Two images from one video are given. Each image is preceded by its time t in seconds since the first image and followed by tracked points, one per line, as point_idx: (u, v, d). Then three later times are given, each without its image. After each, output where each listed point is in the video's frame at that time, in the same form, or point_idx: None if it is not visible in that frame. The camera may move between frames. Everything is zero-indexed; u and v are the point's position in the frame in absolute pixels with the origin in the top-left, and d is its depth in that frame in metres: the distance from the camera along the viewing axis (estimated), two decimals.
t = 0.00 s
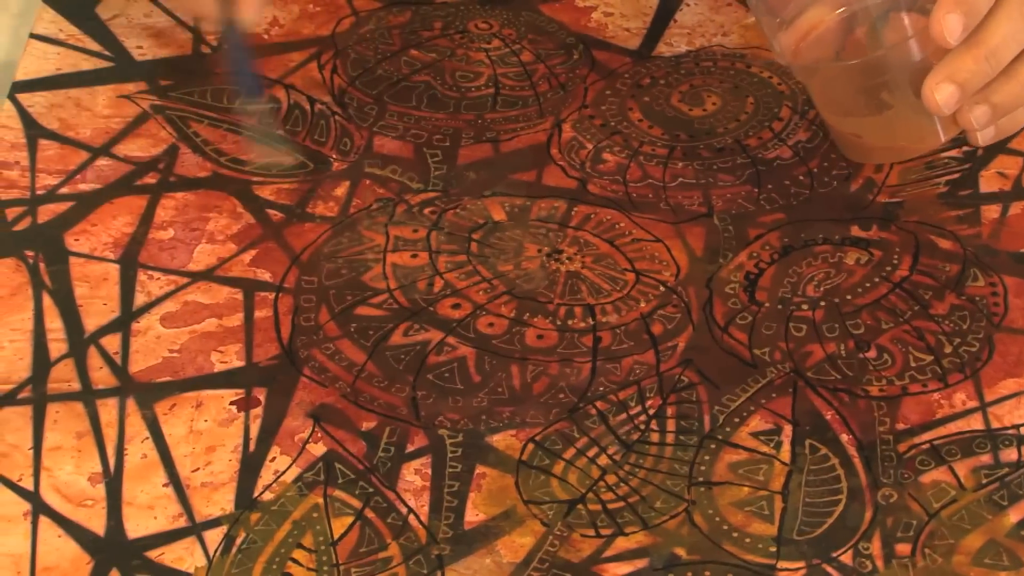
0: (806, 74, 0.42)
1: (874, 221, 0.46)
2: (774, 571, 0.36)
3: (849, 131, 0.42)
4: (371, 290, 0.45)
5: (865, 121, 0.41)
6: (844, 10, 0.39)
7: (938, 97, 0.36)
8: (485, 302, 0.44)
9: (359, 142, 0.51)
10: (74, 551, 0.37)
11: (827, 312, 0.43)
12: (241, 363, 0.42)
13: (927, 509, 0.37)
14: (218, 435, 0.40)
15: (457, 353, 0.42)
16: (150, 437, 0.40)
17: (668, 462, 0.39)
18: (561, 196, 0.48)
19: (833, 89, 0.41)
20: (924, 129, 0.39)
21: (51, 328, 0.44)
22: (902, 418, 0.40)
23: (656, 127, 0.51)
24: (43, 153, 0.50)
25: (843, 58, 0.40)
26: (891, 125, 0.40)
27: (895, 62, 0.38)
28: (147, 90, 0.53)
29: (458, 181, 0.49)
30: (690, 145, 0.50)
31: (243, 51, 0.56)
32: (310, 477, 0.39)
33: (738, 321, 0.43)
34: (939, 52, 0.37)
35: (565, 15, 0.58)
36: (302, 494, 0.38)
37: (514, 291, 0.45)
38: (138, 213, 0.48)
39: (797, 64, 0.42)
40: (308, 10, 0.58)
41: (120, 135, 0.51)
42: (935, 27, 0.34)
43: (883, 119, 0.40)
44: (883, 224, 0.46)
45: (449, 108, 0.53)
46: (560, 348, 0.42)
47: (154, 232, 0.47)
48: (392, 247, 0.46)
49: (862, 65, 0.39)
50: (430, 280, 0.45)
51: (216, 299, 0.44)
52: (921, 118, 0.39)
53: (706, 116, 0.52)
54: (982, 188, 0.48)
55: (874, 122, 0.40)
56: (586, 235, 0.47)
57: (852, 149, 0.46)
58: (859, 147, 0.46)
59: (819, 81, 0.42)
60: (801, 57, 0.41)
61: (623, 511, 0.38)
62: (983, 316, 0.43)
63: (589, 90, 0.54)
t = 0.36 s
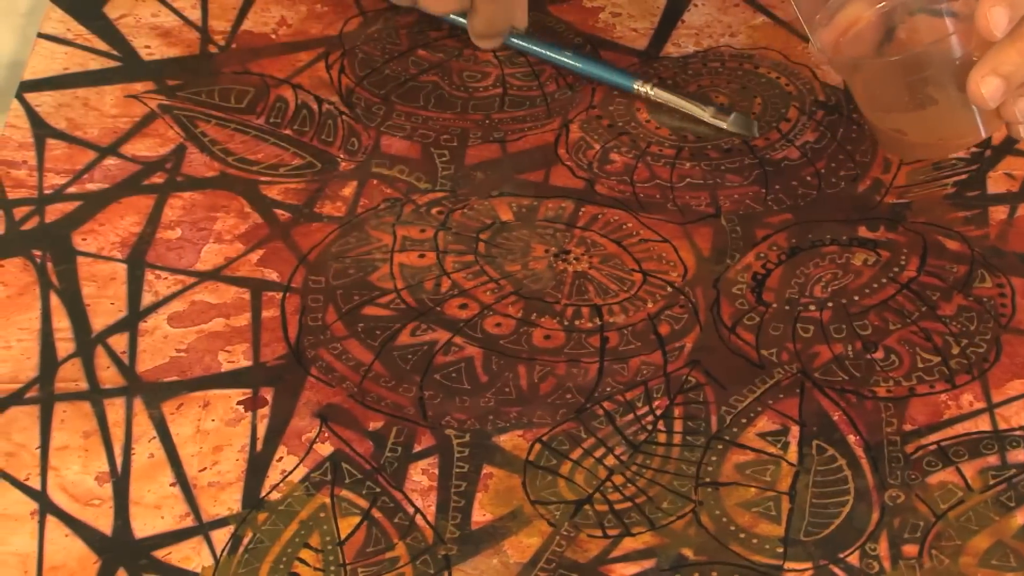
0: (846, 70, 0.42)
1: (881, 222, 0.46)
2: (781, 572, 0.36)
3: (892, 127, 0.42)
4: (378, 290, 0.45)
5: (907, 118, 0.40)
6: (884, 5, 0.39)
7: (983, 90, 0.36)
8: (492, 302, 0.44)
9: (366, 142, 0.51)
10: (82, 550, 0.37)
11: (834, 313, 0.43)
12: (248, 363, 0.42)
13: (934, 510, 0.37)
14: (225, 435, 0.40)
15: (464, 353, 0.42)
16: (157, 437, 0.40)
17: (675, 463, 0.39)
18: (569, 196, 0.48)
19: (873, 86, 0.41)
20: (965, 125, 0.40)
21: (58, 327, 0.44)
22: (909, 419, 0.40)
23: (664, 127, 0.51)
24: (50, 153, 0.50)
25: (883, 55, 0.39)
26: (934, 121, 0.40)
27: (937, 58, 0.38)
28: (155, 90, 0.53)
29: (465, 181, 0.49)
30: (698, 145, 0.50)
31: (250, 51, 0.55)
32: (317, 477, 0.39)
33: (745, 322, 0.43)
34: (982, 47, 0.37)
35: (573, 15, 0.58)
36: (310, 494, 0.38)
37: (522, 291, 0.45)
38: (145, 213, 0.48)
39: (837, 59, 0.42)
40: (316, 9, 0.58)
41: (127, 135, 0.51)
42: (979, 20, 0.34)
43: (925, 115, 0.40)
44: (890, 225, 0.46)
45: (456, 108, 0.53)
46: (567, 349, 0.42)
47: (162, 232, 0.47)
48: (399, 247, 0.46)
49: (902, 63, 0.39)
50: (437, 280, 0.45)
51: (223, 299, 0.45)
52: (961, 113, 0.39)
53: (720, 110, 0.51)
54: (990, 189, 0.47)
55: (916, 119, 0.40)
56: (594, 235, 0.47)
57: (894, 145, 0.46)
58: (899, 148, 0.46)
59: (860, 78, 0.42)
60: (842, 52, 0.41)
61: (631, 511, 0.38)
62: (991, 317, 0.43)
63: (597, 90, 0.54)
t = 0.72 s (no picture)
0: (826, 83, 0.42)
1: (889, 223, 0.46)
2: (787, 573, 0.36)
3: (871, 140, 0.42)
4: (384, 290, 0.45)
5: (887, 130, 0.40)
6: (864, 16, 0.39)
7: (959, 104, 0.36)
8: (498, 303, 0.44)
9: (373, 142, 0.51)
10: (87, 550, 0.37)
11: (841, 314, 0.43)
12: (254, 363, 0.42)
13: (941, 512, 0.37)
14: (231, 435, 0.40)
15: (470, 354, 0.42)
16: (163, 436, 0.40)
17: (681, 464, 0.39)
18: (575, 197, 0.48)
19: (853, 98, 0.41)
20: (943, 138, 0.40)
21: (65, 327, 0.44)
22: (916, 420, 0.40)
23: (671, 128, 0.51)
24: (57, 152, 0.50)
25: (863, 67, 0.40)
26: (915, 133, 0.40)
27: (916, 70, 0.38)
28: (161, 89, 0.53)
29: (472, 182, 0.49)
30: (705, 146, 0.50)
31: (257, 51, 0.55)
32: (323, 477, 0.39)
33: (752, 322, 0.43)
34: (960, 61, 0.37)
35: (580, 16, 0.58)
36: (316, 495, 0.38)
37: (528, 291, 0.45)
38: (151, 213, 0.48)
39: (817, 71, 0.42)
40: (323, 9, 0.58)
41: (134, 134, 0.51)
42: (957, 35, 0.35)
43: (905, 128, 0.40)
44: (897, 226, 0.46)
45: (463, 108, 0.53)
46: (573, 350, 0.42)
47: (168, 232, 0.47)
48: (406, 248, 0.46)
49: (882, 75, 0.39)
50: (444, 280, 0.45)
51: (229, 298, 0.45)
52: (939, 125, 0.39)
53: (728, 107, 0.52)
54: (997, 190, 0.47)
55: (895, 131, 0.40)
56: (600, 236, 0.47)
57: (871, 156, 0.45)
58: (876, 161, 0.46)
59: (839, 90, 0.42)
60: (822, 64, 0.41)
61: (637, 512, 0.38)
62: (998, 318, 0.43)
63: (604, 91, 0.54)
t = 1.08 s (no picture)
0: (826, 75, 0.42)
1: (898, 224, 0.46)
2: None
3: (871, 135, 0.42)
4: (388, 290, 0.44)
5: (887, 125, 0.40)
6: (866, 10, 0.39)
7: (958, 103, 0.36)
8: (504, 304, 0.44)
9: (377, 141, 0.51)
10: (89, 552, 0.37)
11: (849, 316, 0.43)
12: (258, 364, 0.42)
13: (950, 516, 0.37)
14: (235, 436, 0.40)
15: (476, 355, 0.42)
16: (166, 438, 0.40)
17: (688, 466, 0.39)
18: (582, 197, 0.48)
19: (855, 93, 0.41)
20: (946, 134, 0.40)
21: (67, 327, 0.43)
22: (926, 423, 0.40)
23: (678, 128, 0.51)
24: (59, 151, 0.50)
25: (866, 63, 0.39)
26: (916, 129, 0.40)
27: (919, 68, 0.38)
28: (165, 88, 0.53)
29: (477, 181, 0.49)
30: (712, 146, 0.50)
31: (261, 49, 0.55)
32: (327, 479, 0.39)
33: (760, 324, 0.43)
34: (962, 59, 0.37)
35: (587, 15, 0.57)
36: (320, 497, 0.38)
37: (534, 292, 0.44)
38: (154, 212, 0.47)
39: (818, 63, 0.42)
40: (328, 8, 0.58)
41: (137, 133, 0.51)
42: (958, 34, 0.35)
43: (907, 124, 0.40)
44: (906, 227, 0.46)
45: (469, 108, 0.52)
46: (579, 351, 0.42)
47: (171, 231, 0.47)
48: (411, 248, 0.46)
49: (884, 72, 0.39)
50: (449, 280, 0.45)
51: (233, 299, 0.44)
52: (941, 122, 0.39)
53: (735, 106, 0.51)
54: (1007, 191, 0.47)
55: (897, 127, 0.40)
56: (607, 236, 0.46)
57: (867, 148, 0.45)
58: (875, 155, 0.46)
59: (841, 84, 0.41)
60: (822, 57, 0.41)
61: (644, 515, 0.37)
62: (1008, 320, 0.42)
63: (611, 90, 0.53)
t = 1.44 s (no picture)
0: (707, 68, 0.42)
1: (906, 224, 0.46)
2: None
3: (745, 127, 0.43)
4: (396, 290, 0.44)
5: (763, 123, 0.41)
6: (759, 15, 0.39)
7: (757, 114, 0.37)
8: (511, 304, 0.44)
9: (384, 141, 0.50)
10: (95, 552, 0.37)
11: (857, 316, 0.43)
12: (264, 364, 0.42)
13: (958, 517, 0.37)
14: (241, 436, 0.40)
15: (483, 355, 0.42)
16: (173, 437, 0.40)
17: (695, 467, 0.38)
18: (589, 197, 0.48)
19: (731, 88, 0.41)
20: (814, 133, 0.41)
21: (73, 326, 0.43)
22: (934, 424, 0.39)
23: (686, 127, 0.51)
24: (66, 149, 0.50)
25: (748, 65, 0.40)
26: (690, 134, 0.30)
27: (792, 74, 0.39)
28: (171, 87, 0.53)
29: (484, 181, 0.49)
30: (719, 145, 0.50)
31: (268, 48, 0.55)
32: (334, 479, 0.38)
33: (768, 324, 0.43)
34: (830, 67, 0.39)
35: (595, 15, 0.57)
36: (326, 497, 0.38)
37: (542, 292, 0.44)
38: (160, 211, 0.47)
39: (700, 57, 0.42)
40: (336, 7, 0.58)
41: (143, 132, 0.51)
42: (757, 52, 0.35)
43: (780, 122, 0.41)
44: (915, 227, 0.46)
45: (476, 108, 0.52)
46: (587, 352, 0.42)
47: (178, 231, 0.47)
48: (418, 248, 0.46)
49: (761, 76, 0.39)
50: (456, 280, 0.44)
51: (239, 299, 0.44)
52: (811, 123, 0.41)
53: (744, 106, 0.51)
54: (1016, 192, 0.47)
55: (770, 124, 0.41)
56: (615, 237, 0.46)
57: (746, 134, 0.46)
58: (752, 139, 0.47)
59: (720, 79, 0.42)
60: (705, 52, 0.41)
61: (651, 516, 0.37)
62: (1017, 321, 0.42)
63: (619, 89, 0.53)
